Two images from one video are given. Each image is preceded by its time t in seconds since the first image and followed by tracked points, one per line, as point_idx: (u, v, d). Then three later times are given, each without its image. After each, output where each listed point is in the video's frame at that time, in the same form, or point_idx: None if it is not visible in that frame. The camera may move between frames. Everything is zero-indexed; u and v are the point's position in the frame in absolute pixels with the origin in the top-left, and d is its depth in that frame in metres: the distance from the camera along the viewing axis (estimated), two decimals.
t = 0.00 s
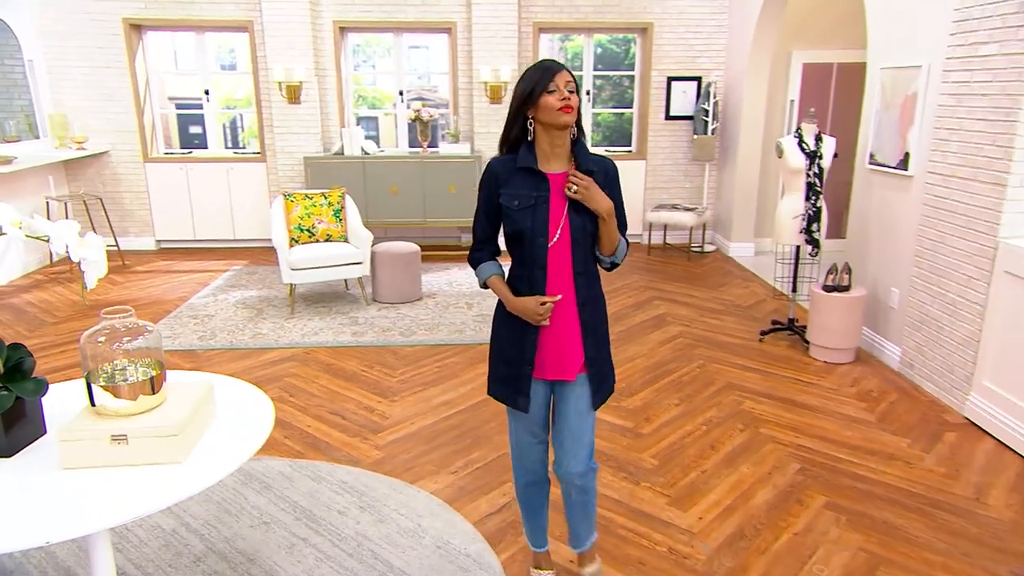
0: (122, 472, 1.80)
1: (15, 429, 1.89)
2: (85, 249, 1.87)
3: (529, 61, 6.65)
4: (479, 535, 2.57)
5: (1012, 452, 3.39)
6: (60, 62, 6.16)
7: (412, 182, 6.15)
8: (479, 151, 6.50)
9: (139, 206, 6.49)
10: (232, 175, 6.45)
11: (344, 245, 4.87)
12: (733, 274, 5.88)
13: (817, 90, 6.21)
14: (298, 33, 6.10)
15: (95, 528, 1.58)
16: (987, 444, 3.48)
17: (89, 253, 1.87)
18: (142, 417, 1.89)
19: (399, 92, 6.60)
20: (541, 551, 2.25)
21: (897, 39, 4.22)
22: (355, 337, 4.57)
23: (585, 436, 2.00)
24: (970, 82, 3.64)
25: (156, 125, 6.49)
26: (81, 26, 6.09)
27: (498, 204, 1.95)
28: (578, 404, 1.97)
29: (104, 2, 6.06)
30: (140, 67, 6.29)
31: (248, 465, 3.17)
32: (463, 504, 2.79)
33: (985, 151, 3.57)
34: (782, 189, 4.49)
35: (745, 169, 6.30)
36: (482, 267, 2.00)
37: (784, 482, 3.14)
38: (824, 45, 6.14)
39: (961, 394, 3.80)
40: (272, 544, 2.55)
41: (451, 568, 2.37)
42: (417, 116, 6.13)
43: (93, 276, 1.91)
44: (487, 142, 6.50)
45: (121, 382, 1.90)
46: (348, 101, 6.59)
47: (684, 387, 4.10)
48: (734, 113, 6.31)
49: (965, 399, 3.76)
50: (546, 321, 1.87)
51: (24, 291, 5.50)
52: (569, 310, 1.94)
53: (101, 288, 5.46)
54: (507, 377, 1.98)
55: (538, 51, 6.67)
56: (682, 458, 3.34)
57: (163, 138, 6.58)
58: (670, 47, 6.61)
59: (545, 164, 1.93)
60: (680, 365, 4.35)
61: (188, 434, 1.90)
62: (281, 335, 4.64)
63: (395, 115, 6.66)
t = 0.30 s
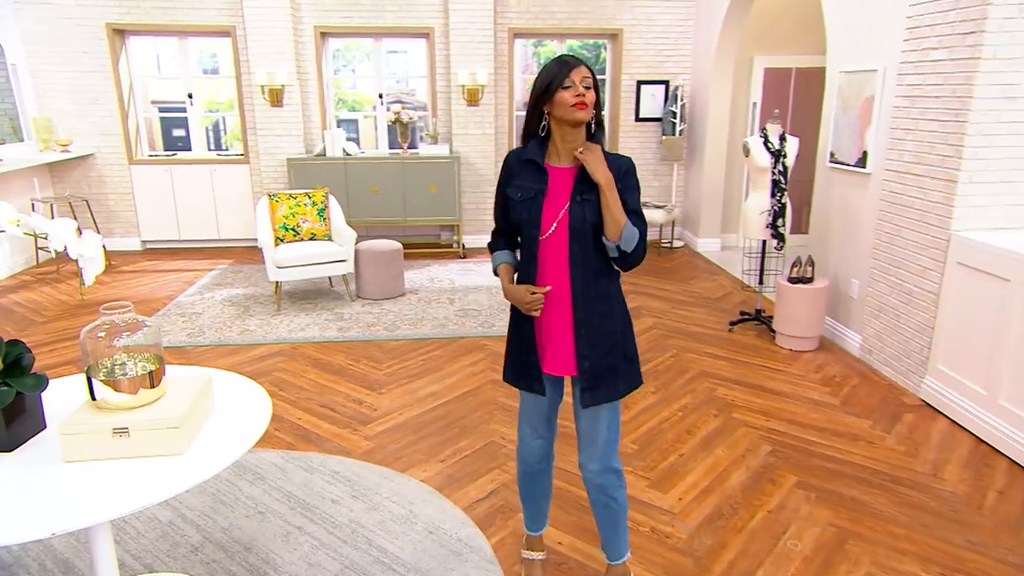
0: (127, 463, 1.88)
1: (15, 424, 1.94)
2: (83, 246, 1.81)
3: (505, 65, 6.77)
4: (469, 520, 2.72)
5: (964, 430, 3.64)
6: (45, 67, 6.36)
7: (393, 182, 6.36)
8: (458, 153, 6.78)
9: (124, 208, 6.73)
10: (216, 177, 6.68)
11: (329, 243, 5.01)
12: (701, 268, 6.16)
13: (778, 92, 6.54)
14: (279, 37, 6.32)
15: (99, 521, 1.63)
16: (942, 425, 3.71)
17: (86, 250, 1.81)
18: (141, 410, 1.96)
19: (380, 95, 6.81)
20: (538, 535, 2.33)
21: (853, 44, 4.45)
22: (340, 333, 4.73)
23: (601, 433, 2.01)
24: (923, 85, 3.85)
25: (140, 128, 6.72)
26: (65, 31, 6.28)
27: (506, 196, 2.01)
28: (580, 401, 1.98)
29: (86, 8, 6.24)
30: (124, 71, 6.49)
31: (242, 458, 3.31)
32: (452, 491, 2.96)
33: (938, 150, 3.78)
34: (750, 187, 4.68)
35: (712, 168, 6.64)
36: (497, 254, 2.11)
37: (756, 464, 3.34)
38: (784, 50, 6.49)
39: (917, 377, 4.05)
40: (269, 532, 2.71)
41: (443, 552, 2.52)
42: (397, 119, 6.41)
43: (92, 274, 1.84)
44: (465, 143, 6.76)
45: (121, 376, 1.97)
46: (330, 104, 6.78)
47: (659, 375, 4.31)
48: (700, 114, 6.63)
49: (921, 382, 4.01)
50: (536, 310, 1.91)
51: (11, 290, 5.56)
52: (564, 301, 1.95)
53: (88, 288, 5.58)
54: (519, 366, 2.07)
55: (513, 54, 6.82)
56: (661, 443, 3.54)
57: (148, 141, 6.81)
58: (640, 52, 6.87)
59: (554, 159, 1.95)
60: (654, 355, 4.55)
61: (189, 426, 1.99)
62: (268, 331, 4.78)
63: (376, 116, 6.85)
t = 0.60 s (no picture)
0: (131, 458, 1.97)
1: (18, 423, 2.00)
2: (83, 247, 1.94)
3: (484, 73, 7.05)
4: (462, 509, 2.88)
5: (924, 415, 3.87)
6: (33, 75, 6.53)
7: (378, 187, 6.63)
8: (440, 156, 7.08)
9: (113, 212, 6.94)
10: (203, 181, 6.94)
11: (315, 244, 5.16)
12: (674, 265, 6.41)
13: (744, 98, 6.85)
14: (265, 46, 6.56)
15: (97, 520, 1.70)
16: (902, 410, 3.95)
17: (87, 250, 1.95)
18: (143, 406, 2.04)
19: (363, 101, 7.10)
20: (564, 534, 2.45)
21: (817, 52, 4.68)
22: (329, 331, 4.89)
23: (608, 431, 2.11)
24: (882, 91, 4.06)
25: (127, 134, 6.90)
26: (53, 39, 6.46)
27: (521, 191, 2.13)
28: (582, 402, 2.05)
29: (74, 17, 6.43)
30: (111, 78, 6.69)
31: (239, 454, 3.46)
32: (444, 481, 3.13)
33: (896, 152, 4.00)
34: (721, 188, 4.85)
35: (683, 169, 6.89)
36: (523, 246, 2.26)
37: (733, 450, 3.52)
38: (750, 58, 6.77)
39: (879, 366, 4.29)
40: (267, 524, 2.84)
41: (438, 539, 2.66)
42: (380, 124, 6.68)
43: (92, 274, 1.98)
44: (447, 148, 7.06)
45: (123, 373, 2.05)
46: (314, 111, 7.06)
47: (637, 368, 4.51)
48: (670, 118, 6.92)
49: (883, 370, 4.24)
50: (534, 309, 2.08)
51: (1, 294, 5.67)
52: (562, 302, 2.04)
53: (78, 291, 5.70)
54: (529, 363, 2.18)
55: (492, 62, 7.10)
56: (642, 432, 3.72)
57: (135, 147, 7.02)
58: (612, 59, 7.18)
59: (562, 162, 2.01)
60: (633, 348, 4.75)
61: (190, 421, 2.07)
62: (258, 331, 4.91)
63: (357, 122, 7.17)
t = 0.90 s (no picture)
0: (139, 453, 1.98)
1: (28, 420, 2.02)
2: (89, 248, 2.00)
3: (467, 81, 7.49)
4: (458, 499, 3.07)
5: (891, 403, 4.09)
6: (29, 83, 6.84)
7: (366, 190, 6.97)
8: (426, 159, 7.48)
9: (106, 216, 7.27)
10: (195, 185, 7.28)
11: (307, 246, 5.33)
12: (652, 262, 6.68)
13: (716, 104, 7.28)
14: (257, 54, 6.91)
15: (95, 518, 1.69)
16: (870, 398, 4.17)
17: (93, 251, 2.00)
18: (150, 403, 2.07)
19: (350, 108, 7.50)
20: (566, 527, 2.59)
21: (786, 61, 4.93)
22: (321, 329, 5.06)
23: (599, 426, 2.23)
24: (848, 97, 4.27)
25: (120, 140, 7.28)
26: (49, 47, 6.78)
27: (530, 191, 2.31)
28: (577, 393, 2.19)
29: (68, 26, 6.75)
30: (104, 86, 7.03)
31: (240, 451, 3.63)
32: (439, 472, 3.33)
33: (862, 154, 4.19)
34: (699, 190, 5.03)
35: (658, 171, 7.28)
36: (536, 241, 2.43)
37: (714, 438, 3.70)
38: (721, 66, 7.18)
39: (849, 357, 4.51)
40: (268, 515, 3.01)
41: (435, 529, 2.83)
42: (368, 130, 7.03)
43: (96, 274, 2.05)
44: (432, 151, 7.46)
45: (131, 370, 2.07)
46: (303, 117, 7.46)
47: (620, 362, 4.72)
48: (647, 122, 7.29)
49: (853, 360, 4.47)
50: (531, 303, 2.26)
51: None
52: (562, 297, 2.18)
53: (74, 293, 5.86)
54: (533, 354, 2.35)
55: (474, 71, 7.55)
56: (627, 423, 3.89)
57: (127, 152, 7.37)
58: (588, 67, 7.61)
59: (564, 163, 2.17)
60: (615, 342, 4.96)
61: (198, 417, 2.09)
62: (252, 330, 5.07)
63: (344, 128, 7.56)
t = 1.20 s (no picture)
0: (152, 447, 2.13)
1: (42, 415, 2.14)
2: (100, 247, 2.09)
3: (456, 87, 7.69)
4: (456, 489, 3.28)
5: (865, 392, 4.29)
6: (28, 90, 6.96)
7: (359, 193, 7.18)
8: (416, 163, 7.67)
9: (105, 220, 7.42)
10: (192, 189, 7.45)
11: (303, 248, 5.49)
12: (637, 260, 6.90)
13: (694, 111, 7.58)
14: (252, 62, 7.07)
15: (117, 507, 1.82)
16: (846, 387, 4.38)
17: (104, 250, 2.09)
18: (161, 399, 2.21)
19: (342, 114, 7.68)
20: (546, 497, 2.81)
21: (762, 68, 5.14)
22: (317, 328, 5.24)
23: (594, 410, 2.39)
24: (821, 103, 4.47)
25: (118, 146, 7.41)
26: (47, 55, 6.90)
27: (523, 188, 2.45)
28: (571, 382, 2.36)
29: (67, 35, 6.88)
30: (102, 93, 7.17)
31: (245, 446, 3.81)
32: (438, 464, 3.53)
33: (836, 158, 4.38)
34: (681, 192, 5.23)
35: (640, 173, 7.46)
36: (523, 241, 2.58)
37: (700, 428, 3.86)
38: (698, 74, 7.50)
39: (825, 350, 4.72)
40: (274, 508, 3.20)
41: (436, 518, 3.03)
42: (361, 135, 7.27)
43: (110, 274, 2.13)
44: (423, 155, 7.65)
45: (142, 367, 2.21)
46: (297, 122, 7.61)
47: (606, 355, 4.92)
48: (629, 128, 7.54)
49: (828, 353, 4.68)
50: (528, 297, 2.40)
51: None
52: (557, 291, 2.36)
53: (75, 294, 6.02)
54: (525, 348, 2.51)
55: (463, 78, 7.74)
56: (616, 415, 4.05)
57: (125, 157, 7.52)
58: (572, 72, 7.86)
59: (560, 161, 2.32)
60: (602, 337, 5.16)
61: (207, 411, 2.25)
62: (251, 329, 5.24)
63: (336, 133, 7.75)
